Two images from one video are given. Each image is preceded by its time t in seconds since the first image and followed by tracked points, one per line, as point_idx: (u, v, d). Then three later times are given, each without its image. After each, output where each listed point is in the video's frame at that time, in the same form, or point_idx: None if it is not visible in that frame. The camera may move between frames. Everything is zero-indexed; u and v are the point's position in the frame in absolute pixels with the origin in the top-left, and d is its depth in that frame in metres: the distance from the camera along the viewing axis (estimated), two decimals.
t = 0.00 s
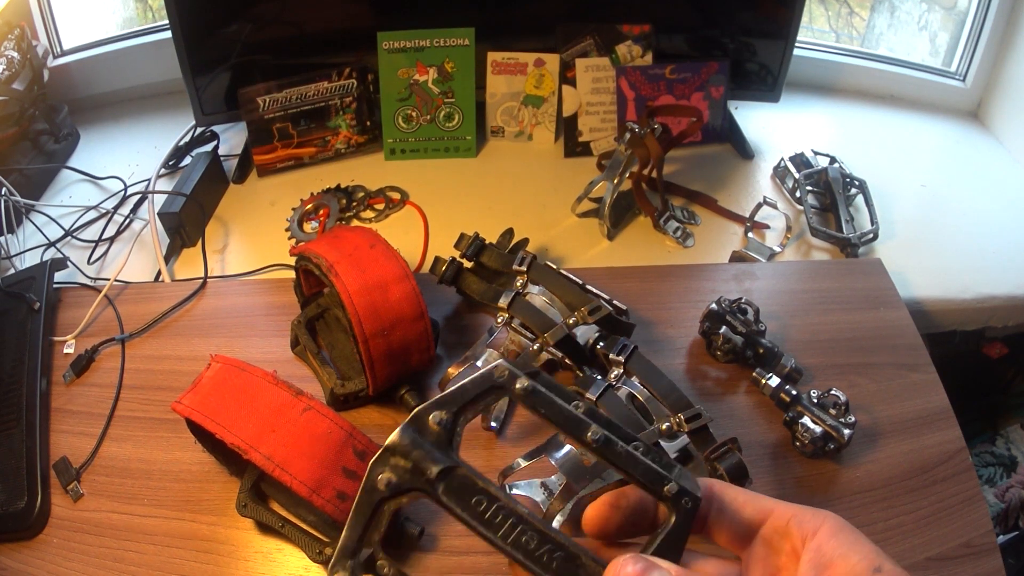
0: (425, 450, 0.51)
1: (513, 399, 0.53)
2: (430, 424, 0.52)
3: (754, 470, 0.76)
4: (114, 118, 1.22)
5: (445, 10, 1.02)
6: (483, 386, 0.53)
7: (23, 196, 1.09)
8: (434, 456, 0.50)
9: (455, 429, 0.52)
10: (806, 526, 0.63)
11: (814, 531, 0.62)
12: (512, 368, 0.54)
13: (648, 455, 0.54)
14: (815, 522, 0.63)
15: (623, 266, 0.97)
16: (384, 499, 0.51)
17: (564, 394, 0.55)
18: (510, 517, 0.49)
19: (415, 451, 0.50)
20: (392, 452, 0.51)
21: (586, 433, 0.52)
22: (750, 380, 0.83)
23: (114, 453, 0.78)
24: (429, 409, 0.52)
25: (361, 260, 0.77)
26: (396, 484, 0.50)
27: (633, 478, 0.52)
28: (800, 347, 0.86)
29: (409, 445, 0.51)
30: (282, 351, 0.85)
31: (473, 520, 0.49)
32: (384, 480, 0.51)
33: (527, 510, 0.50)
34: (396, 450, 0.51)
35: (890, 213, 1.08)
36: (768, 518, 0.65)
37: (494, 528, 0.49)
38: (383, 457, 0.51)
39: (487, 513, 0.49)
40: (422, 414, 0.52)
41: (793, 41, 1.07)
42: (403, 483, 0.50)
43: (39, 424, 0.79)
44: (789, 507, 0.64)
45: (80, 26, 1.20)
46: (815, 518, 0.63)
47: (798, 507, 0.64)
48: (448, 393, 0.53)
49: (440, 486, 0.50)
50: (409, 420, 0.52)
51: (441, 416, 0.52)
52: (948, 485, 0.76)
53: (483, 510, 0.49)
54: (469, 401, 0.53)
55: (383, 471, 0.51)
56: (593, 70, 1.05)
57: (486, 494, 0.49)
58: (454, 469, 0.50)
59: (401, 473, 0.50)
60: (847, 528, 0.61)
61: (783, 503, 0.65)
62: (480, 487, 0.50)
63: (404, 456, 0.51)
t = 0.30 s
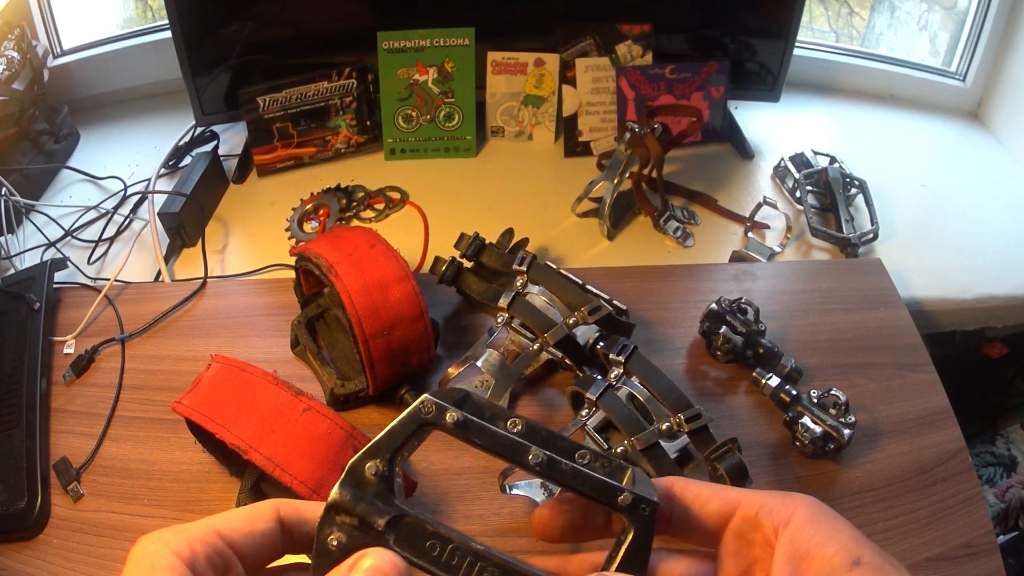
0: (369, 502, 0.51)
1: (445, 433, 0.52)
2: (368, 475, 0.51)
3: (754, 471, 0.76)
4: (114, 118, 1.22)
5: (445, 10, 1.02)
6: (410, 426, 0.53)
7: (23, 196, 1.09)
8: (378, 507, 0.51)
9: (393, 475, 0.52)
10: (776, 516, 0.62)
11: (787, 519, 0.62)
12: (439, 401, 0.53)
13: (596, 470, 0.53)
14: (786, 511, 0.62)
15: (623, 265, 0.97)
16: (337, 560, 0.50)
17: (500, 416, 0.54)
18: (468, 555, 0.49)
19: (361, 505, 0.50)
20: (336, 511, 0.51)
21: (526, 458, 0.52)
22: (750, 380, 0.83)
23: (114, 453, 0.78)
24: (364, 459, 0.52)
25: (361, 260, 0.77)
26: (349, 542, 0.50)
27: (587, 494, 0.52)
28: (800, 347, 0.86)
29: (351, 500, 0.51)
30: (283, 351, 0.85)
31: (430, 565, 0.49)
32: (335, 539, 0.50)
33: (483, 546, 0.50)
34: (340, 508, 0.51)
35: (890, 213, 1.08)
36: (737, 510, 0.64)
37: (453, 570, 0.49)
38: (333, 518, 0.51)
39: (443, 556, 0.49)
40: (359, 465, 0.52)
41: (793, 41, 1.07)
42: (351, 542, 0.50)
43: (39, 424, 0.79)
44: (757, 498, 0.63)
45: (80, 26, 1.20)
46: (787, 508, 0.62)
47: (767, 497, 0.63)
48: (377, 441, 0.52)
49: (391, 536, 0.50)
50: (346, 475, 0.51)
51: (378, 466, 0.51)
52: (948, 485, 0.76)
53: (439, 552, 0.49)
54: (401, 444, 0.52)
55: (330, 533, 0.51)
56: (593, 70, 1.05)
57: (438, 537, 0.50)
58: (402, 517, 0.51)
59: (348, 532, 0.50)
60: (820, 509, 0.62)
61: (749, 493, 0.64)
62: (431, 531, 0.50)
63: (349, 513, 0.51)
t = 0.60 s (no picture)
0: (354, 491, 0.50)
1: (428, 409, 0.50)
2: (350, 461, 0.50)
3: (754, 471, 0.76)
4: (114, 118, 1.22)
5: (445, 10, 1.02)
6: (390, 405, 0.50)
7: (23, 196, 1.09)
8: (363, 496, 0.50)
9: (374, 458, 0.50)
10: None
11: None
12: (419, 376, 0.50)
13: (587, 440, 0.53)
14: None
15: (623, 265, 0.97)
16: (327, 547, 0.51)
17: (480, 383, 0.52)
18: (460, 537, 0.51)
19: (344, 496, 0.50)
20: (320, 502, 0.50)
21: (516, 433, 0.50)
22: (750, 380, 0.83)
23: (114, 453, 0.78)
24: (344, 443, 0.50)
25: (361, 259, 0.77)
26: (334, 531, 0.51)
27: (577, 465, 0.52)
28: (800, 347, 0.86)
29: (333, 490, 0.50)
30: (282, 351, 0.85)
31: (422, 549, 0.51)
32: (321, 531, 0.50)
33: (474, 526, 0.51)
34: (323, 499, 0.50)
35: (890, 213, 1.08)
36: None
37: (446, 552, 0.51)
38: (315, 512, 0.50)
39: (434, 539, 0.51)
40: (339, 451, 0.50)
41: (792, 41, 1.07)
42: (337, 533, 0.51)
43: (39, 424, 0.79)
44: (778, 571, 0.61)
45: (80, 26, 1.20)
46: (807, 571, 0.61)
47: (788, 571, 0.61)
48: (355, 424, 0.50)
49: (380, 525, 0.50)
50: (326, 463, 0.50)
51: (358, 452, 0.50)
52: (948, 485, 0.76)
53: (430, 536, 0.51)
54: (381, 426, 0.50)
55: (316, 522, 0.50)
56: (593, 70, 1.05)
57: (427, 519, 0.51)
58: (390, 504, 0.50)
59: (334, 522, 0.50)
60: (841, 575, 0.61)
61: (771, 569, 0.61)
62: (420, 514, 0.50)
63: (333, 503, 0.50)
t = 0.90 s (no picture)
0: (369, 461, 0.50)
1: (441, 388, 0.54)
2: (367, 433, 0.51)
3: (754, 471, 0.76)
4: (114, 118, 1.22)
5: (445, 10, 1.02)
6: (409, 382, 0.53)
7: (23, 196, 1.09)
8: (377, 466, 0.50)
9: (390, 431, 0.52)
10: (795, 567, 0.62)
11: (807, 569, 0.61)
12: (435, 358, 0.55)
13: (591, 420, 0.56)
14: (804, 559, 0.62)
15: (623, 265, 0.97)
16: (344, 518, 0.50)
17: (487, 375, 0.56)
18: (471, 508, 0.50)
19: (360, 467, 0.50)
20: (337, 471, 0.50)
21: (521, 409, 0.54)
22: (750, 380, 0.83)
23: (114, 453, 0.78)
24: (361, 418, 0.52)
25: (361, 259, 0.77)
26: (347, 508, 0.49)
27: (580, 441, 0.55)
28: (800, 347, 0.86)
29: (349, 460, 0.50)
30: (282, 351, 0.85)
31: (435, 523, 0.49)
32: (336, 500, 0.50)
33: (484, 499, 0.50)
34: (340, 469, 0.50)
35: (890, 213, 1.08)
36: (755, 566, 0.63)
37: (457, 524, 0.49)
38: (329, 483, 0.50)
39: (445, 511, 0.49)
40: (357, 424, 0.51)
41: (792, 41, 1.07)
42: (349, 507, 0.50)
43: (39, 425, 0.79)
44: (774, 548, 0.62)
45: (80, 26, 1.20)
46: (803, 557, 0.62)
47: (783, 547, 0.63)
48: (376, 398, 0.52)
49: (391, 494, 0.49)
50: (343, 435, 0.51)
51: (376, 423, 0.51)
52: (948, 485, 0.76)
53: (442, 507, 0.49)
54: (398, 404, 0.53)
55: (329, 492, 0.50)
56: (593, 70, 1.05)
57: (438, 491, 0.50)
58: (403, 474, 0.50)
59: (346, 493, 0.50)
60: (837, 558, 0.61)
61: (766, 544, 0.63)
62: (431, 486, 0.50)
63: (349, 473, 0.50)
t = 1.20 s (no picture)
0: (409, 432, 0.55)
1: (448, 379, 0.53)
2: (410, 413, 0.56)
3: (754, 471, 0.76)
4: (114, 118, 1.22)
5: (445, 10, 1.02)
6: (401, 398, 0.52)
7: (23, 196, 1.09)
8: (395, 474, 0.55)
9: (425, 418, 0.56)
10: (815, 549, 0.62)
11: (827, 553, 0.62)
12: (432, 364, 0.52)
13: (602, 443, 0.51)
14: (825, 543, 0.62)
15: (623, 265, 0.97)
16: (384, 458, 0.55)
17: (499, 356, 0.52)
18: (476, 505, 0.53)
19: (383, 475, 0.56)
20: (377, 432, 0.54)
21: (516, 430, 0.51)
22: (750, 380, 0.83)
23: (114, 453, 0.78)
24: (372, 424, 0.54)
25: (361, 259, 0.77)
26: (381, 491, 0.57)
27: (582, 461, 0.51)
28: (800, 347, 0.86)
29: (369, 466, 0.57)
30: (282, 351, 0.85)
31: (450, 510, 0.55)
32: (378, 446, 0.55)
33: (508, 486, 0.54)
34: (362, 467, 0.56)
35: (890, 213, 1.08)
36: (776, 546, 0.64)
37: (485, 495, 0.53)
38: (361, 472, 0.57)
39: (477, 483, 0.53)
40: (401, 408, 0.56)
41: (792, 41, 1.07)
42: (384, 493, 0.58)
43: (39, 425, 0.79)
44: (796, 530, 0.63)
45: (80, 26, 1.20)
46: (824, 539, 0.62)
47: (806, 529, 0.63)
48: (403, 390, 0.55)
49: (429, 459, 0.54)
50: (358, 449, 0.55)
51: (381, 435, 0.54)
52: (948, 485, 0.76)
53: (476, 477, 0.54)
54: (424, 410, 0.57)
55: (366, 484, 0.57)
56: (593, 70, 1.05)
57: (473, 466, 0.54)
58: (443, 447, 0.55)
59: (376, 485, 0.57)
60: (863, 546, 0.61)
61: (788, 526, 0.64)
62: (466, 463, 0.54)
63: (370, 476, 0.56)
